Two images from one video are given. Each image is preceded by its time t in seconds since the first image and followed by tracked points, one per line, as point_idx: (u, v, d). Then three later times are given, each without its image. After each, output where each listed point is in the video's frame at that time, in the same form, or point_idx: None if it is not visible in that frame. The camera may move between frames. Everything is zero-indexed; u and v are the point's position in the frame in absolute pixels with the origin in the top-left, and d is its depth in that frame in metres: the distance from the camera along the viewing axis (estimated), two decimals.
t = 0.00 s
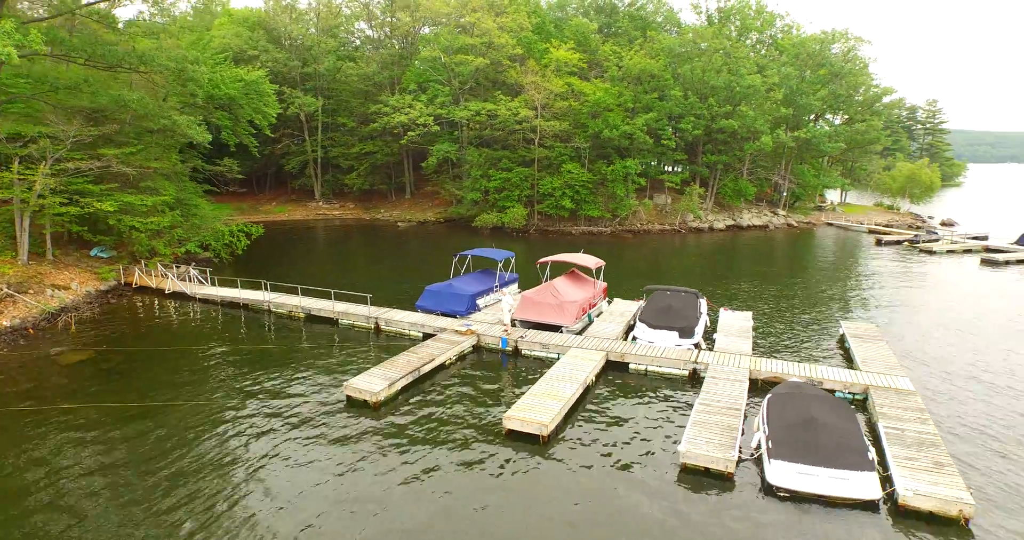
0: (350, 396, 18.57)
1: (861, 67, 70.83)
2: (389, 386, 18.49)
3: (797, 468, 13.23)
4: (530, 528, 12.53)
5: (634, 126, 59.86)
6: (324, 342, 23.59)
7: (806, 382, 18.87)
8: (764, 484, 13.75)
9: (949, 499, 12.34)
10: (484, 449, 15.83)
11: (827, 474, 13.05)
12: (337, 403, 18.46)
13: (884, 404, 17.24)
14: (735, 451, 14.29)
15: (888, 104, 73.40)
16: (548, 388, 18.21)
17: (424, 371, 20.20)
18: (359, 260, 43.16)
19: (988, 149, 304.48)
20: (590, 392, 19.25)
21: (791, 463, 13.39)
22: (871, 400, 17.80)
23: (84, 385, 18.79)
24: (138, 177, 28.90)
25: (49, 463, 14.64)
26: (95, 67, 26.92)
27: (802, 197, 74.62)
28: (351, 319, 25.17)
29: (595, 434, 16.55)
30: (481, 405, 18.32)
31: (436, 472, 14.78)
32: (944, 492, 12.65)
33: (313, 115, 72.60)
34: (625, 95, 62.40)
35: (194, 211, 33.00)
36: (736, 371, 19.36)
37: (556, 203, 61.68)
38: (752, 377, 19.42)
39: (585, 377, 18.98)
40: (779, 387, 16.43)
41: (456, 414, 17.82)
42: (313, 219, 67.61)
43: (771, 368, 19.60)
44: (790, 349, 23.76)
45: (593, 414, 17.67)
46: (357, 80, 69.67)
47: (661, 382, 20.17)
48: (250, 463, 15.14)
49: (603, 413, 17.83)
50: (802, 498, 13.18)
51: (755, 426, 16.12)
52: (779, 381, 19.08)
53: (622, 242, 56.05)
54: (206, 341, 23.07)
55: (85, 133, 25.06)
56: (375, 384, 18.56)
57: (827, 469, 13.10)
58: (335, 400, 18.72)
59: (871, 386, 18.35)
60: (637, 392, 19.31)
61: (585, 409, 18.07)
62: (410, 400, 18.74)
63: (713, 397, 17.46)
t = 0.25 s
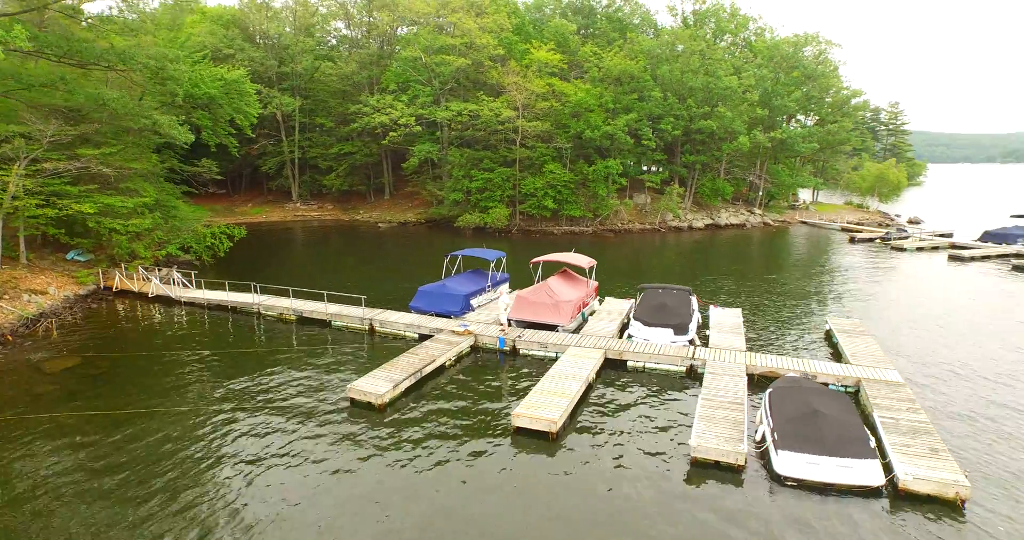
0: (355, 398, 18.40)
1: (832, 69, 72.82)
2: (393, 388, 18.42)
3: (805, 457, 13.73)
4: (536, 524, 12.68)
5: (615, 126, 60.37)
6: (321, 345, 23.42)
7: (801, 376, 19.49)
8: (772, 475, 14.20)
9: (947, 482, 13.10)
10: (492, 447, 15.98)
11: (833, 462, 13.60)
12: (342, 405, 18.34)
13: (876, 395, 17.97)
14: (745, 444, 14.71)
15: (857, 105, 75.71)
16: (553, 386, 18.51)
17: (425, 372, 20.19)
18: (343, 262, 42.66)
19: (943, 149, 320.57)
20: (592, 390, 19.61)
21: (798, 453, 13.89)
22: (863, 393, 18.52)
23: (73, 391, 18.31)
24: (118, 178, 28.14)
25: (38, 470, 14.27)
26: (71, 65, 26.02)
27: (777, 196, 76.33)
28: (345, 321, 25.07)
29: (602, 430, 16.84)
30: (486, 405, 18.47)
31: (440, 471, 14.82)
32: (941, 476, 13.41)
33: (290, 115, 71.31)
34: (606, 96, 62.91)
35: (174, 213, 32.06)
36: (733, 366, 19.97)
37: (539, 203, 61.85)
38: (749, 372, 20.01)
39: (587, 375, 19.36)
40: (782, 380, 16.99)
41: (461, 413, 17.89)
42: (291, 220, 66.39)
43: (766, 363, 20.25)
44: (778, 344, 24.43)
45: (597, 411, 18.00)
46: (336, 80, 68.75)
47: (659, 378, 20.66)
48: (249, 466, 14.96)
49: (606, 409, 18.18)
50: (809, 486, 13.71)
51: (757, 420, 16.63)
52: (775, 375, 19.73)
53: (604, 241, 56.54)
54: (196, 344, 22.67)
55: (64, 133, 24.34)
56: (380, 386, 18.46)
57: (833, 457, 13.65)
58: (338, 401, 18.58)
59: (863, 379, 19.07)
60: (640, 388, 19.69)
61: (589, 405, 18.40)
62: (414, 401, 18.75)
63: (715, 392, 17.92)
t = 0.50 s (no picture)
0: (356, 400, 18.51)
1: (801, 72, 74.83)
2: (394, 389, 18.63)
3: (805, 446, 14.52)
4: (540, 520, 12.87)
5: (594, 126, 60.84)
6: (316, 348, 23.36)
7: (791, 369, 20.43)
8: (774, 464, 14.86)
9: (937, 465, 13.83)
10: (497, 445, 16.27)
11: (832, 450, 14.42)
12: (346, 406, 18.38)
13: (866, 386, 18.92)
14: (745, 436, 15.34)
15: (825, 107, 78.03)
16: (555, 383, 19.07)
17: (424, 372, 20.47)
18: (324, 264, 42.09)
19: (902, 149, 336.96)
20: (591, 386, 20.23)
21: (799, 442, 14.68)
22: (852, 385, 19.44)
23: (58, 398, 17.89)
24: (94, 179, 27.37)
25: (24, 477, 13.90)
26: (41, 62, 25.04)
27: (750, 195, 78.13)
28: (335, 322, 25.39)
29: (605, 425, 17.35)
30: (488, 403, 18.81)
31: (442, 471, 14.91)
32: (930, 460, 14.16)
33: (264, 115, 69.87)
34: (584, 97, 63.33)
35: (150, 215, 31.09)
36: (727, 361, 20.89)
37: (518, 204, 61.92)
38: (742, 367, 20.85)
39: (586, 372, 20.04)
40: (773, 376, 18.21)
41: (465, 412, 18.19)
42: (266, 222, 65.03)
43: (757, 358, 21.16)
44: (762, 340, 25.24)
45: (596, 406, 18.67)
46: (312, 79, 67.67)
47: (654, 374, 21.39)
48: (244, 470, 14.80)
49: (606, 405, 18.83)
50: (809, 474, 14.43)
51: (755, 414, 17.40)
52: (766, 369, 20.62)
53: (584, 241, 57.04)
54: (183, 350, 22.37)
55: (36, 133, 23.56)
56: (381, 387, 18.62)
57: (832, 446, 14.48)
58: (342, 403, 18.61)
59: (850, 371, 20.07)
60: (636, 385, 20.49)
61: (589, 401, 19.06)
62: (417, 402, 18.87)
63: (711, 387, 18.70)
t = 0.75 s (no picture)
0: (357, 400, 18.68)
1: (778, 73, 76.26)
2: (394, 388, 18.86)
3: (803, 437, 15.08)
4: (540, 517, 12.99)
5: (576, 126, 61.16)
6: (312, 351, 23.37)
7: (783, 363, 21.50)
8: (773, 455, 15.42)
9: (929, 452, 14.52)
10: (500, 443, 16.38)
11: (828, 440, 14.97)
12: (350, 408, 18.44)
13: (856, 378, 20.01)
14: (745, 428, 15.93)
15: (801, 107, 79.81)
16: (555, 380, 19.46)
17: (422, 371, 20.78)
18: (308, 265, 41.62)
19: (870, 149, 346.04)
20: (588, 382, 20.78)
21: (797, 433, 15.23)
22: (841, 377, 20.54)
23: (49, 402, 18.15)
24: (73, 179, 26.78)
25: (9, 488, 13.72)
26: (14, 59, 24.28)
27: (729, 194, 79.46)
28: (327, 323, 25.83)
29: (607, 420, 17.80)
30: (490, 401, 19.10)
31: (439, 469, 14.96)
32: (921, 448, 14.86)
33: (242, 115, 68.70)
34: (567, 97, 63.60)
35: (129, 217, 30.35)
36: (720, 356, 21.76)
37: (502, 204, 61.92)
38: (735, 362, 21.78)
39: (583, 369, 20.51)
40: (766, 368, 18.82)
41: (468, 410, 18.46)
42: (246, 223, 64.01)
43: (749, 352, 22.14)
44: (750, 336, 25.89)
45: (595, 401, 19.16)
46: (292, 79, 66.76)
47: (650, 371, 22.14)
48: (237, 474, 14.70)
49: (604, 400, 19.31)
50: (807, 463, 15.09)
51: (752, 406, 17.97)
52: (758, 364, 21.61)
53: (568, 240, 57.39)
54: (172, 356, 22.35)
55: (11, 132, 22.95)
56: (381, 386, 18.82)
57: (828, 436, 15.03)
58: (345, 404, 18.67)
59: (839, 365, 21.17)
60: (632, 381, 20.94)
61: (587, 397, 19.56)
62: (419, 403, 19.01)
63: (706, 381, 19.52)
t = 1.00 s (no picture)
0: (358, 399, 18.69)
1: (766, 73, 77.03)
2: (395, 386, 18.92)
3: (802, 431, 15.47)
4: (540, 516, 12.99)
5: (568, 126, 61.35)
6: (311, 352, 23.34)
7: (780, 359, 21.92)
8: (774, 449, 15.78)
9: (926, 447, 14.90)
10: (503, 442, 16.41)
11: (827, 434, 15.38)
12: (353, 407, 18.43)
13: (851, 373, 20.44)
14: (745, 423, 16.26)
15: (788, 108, 80.69)
16: (556, 378, 19.66)
17: (422, 370, 20.84)
18: (300, 266, 41.32)
19: (854, 149, 350.87)
20: (588, 380, 20.97)
21: (797, 428, 15.62)
22: (837, 372, 20.97)
23: (44, 402, 18.02)
24: (63, 180, 26.45)
25: (8, 486, 13.71)
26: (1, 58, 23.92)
27: (719, 193, 80.15)
28: (325, 323, 25.74)
29: (608, 417, 18.05)
30: (492, 399, 19.23)
31: (439, 470, 14.94)
32: (918, 442, 15.24)
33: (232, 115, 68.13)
34: (558, 97, 63.83)
35: (120, 217, 30.07)
36: (718, 353, 22.07)
37: (494, 203, 61.92)
38: (732, 358, 22.11)
39: (583, 367, 20.69)
40: (764, 364, 19.27)
41: (470, 409, 18.54)
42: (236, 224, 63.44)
43: (746, 349, 22.48)
44: (744, 334, 26.25)
45: (595, 399, 19.35)
46: (282, 79, 66.29)
47: (649, 368, 22.38)
48: (233, 475, 14.60)
49: (605, 397, 19.56)
50: (806, 458, 15.43)
51: (751, 402, 18.36)
52: (755, 360, 21.95)
53: (560, 240, 57.55)
54: (169, 357, 22.16)
55: None
56: (383, 385, 18.87)
57: (827, 430, 15.43)
58: (348, 403, 18.66)
59: (834, 361, 21.65)
60: (631, 379, 21.12)
61: (588, 394, 19.77)
62: (421, 401, 19.04)
63: (704, 377, 19.80)
